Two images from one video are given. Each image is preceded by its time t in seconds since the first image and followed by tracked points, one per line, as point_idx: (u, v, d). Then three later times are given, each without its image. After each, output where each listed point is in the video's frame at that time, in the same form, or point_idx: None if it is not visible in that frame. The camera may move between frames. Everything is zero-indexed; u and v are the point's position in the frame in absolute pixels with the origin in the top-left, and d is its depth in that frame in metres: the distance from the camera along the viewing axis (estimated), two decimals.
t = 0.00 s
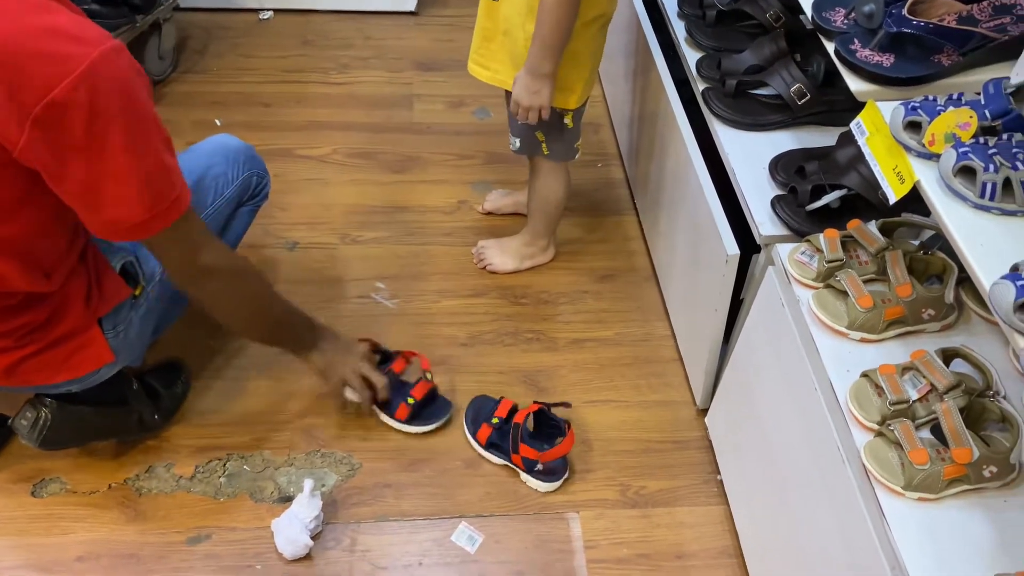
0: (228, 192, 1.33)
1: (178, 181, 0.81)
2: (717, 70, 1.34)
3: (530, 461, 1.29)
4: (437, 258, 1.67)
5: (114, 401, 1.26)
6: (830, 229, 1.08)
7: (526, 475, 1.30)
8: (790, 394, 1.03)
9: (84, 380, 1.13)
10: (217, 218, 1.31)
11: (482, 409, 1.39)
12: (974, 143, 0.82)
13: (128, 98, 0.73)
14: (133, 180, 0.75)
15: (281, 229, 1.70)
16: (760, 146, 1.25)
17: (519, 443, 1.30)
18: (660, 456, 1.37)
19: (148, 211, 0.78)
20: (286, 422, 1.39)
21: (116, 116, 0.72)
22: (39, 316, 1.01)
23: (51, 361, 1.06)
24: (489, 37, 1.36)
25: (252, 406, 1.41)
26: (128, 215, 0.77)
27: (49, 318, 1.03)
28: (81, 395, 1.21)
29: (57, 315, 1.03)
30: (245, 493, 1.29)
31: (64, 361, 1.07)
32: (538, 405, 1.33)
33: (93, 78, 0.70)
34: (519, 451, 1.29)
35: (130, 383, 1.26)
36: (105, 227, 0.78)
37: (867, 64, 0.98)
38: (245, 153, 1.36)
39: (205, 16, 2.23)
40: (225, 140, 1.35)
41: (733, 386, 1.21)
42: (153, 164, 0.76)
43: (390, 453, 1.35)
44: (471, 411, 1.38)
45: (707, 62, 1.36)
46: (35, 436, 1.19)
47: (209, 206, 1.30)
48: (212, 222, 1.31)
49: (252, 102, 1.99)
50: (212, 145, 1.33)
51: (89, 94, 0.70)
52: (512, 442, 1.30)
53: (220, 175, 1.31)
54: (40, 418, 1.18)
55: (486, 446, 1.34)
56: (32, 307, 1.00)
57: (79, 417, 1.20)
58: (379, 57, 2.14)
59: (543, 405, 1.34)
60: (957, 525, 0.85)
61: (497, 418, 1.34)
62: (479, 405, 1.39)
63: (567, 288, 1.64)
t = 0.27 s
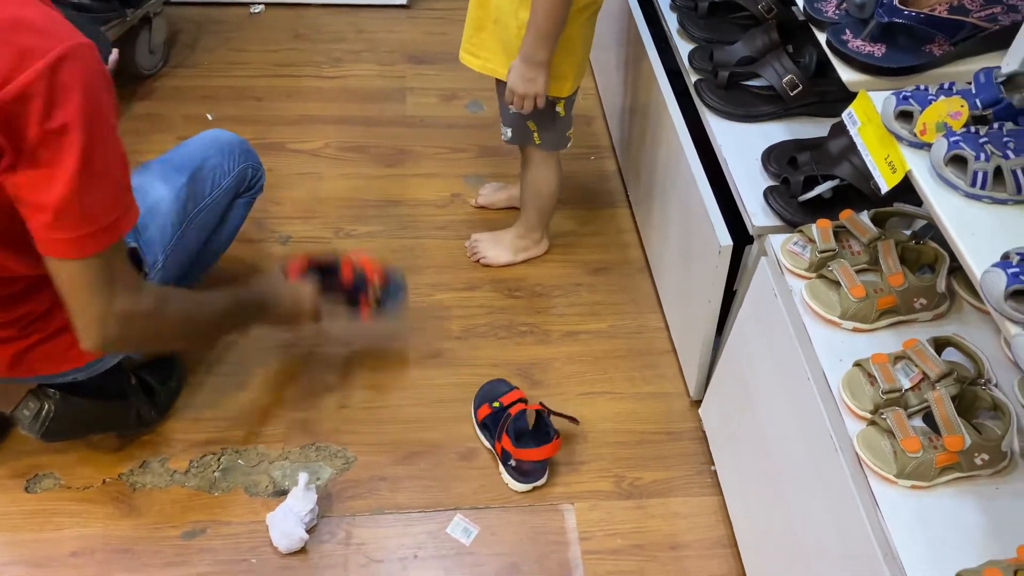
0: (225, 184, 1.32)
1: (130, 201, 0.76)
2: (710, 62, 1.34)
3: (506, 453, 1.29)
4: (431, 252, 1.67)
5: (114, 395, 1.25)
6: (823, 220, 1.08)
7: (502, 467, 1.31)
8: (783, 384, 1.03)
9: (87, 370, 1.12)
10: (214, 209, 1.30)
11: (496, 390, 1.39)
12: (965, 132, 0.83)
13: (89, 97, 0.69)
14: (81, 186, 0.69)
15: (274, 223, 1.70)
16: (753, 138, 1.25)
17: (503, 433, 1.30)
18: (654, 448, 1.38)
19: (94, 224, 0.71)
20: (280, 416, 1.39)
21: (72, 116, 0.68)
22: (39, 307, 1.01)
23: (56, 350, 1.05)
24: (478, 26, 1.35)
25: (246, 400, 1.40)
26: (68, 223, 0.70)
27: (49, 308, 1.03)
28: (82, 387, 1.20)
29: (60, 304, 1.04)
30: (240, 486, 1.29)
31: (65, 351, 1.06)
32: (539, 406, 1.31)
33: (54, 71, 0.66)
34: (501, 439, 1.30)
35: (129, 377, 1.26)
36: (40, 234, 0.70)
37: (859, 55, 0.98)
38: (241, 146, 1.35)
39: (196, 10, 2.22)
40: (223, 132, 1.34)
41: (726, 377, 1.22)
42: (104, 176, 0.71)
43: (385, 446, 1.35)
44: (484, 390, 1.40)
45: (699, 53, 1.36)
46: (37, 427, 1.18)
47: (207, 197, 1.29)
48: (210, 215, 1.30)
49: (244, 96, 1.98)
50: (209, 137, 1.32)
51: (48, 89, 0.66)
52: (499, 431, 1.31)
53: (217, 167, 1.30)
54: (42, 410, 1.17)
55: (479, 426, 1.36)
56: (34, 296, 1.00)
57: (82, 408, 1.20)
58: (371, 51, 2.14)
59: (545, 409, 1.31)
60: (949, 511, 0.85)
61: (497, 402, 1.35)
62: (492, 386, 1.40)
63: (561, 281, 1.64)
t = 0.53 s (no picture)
0: (218, 176, 1.31)
1: (117, 183, 0.80)
2: (698, 51, 1.34)
3: (493, 441, 1.31)
4: (423, 243, 1.68)
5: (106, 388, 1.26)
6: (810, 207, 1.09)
7: (489, 453, 1.32)
8: (771, 369, 1.04)
9: (80, 365, 1.13)
10: (206, 201, 1.29)
11: (494, 375, 1.40)
12: (949, 118, 0.84)
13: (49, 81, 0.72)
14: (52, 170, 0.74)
15: (265, 215, 1.70)
16: (741, 127, 1.26)
17: (492, 421, 1.32)
18: (645, 435, 1.39)
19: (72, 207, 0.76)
20: (273, 407, 1.39)
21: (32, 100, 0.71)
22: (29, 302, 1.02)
23: (48, 347, 1.06)
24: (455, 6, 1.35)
25: (238, 391, 1.41)
26: (45, 211, 0.75)
27: (41, 303, 1.04)
28: (74, 380, 1.22)
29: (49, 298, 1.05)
30: (233, 477, 1.30)
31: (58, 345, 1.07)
32: (531, 399, 1.32)
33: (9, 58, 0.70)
34: (490, 427, 1.32)
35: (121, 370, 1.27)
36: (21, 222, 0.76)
37: (844, 43, 0.99)
38: (233, 137, 1.34)
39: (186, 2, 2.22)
40: (217, 125, 1.33)
41: (715, 364, 1.23)
42: (77, 161, 0.75)
43: (377, 436, 1.36)
44: (484, 374, 1.41)
45: (688, 43, 1.37)
46: (29, 422, 1.19)
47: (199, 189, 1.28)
48: (202, 209, 1.29)
49: (234, 89, 1.98)
50: (204, 130, 1.31)
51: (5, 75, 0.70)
52: (489, 418, 1.33)
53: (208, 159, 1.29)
54: (34, 405, 1.18)
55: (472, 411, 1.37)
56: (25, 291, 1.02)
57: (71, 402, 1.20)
58: (361, 43, 2.13)
59: (536, 402, 1.33)
60: (934, 494, 0.86)
61: (491, 389, 1.36)
62: (491, 373, 1.41)
63: (552, 271, 1.65)
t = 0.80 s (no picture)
0: (167, 158, 1.27)
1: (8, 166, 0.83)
2: (658, 18, 1.32)
3: (459, 420, 1.30)
4: (384, 221, 1.64)
5: (55, 378, 1.22)
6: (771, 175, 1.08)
7: (455, 432, 1.31)
8: (734, 340, 1.03)
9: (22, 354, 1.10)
10: (156, 183, 1.25)
11: (461, 352, 1.38)
12: (907, 80, 0.82)
13: None
14: None
15: (221, 196, 1.65)
16: (702, 96, 1.23)
17: (458, 399, 1.30)
18: (613, 409, 1.38)
19: None
20: (233, 392, 1.36)
21: None
22: None
23: None
24: None
25: (197, 377, 1.37)
26: None
27: None
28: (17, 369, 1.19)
29: None
30: (194, 465, 1.27)
31: None
32: (498, 376, 1.33)
33: None
34: (456, 406, 1.30)
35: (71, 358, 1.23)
36: None
37: (803, 6, 0.97)
38: (183, 118, 1.31)
39: None
40: (164, 108, 1.30)
41: (680, 335, 1.22)
42: None
43: (342, 418, 1.34)
44: (450, 352, 1.39)
45: (647, 9, 1.34)
46: None
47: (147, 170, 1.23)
48: (151, 191, 1.25)
49: (185, 66, 1.92)
50: (151, 113, 1.28)
51: None
52: (455, 397, 1.32)
53: (156, 140, 1.26)
54: None
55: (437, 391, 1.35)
56: None
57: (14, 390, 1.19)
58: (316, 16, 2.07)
59: (503, 378, 1.33)
60: (897, 461, 0.86)
61: (457, 368, 1.35)
62: (456, 351, 1.39)
63: (517, 246, 1.63)
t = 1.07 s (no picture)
0: (67, 219, 1.14)
1: None
2: (608, 53, 1.21)
3: (401, 497, 1.20)
4: (324, 265, 1.53)
5: None
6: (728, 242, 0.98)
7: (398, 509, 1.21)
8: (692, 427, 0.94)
9: None
10: (54, 249, 1.12)
11: (403, 421, 1.29)
12: (874, 162, 0.72)
13: None
14: None
15: (147, 242, 1.53)
16: (657, 142, 1.13)
17: (400, 475, 1.20)
18: (570, 474, 1.28)
19: None
20: (156, 469, 1.25)
21: None
22: None
23: None
24: None
25: (116, 452, 1.26)
26: None
27: None
28: None
29: None
30: (111, 556, 1.16)
31: None
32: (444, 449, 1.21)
33: None
34: (398, 482, 1.20)
35: None
36: None
37: (759, 62, 0.87)
38: (86, 172, 1.18)
39: None
40: (65, 160, 1.17)
41: (637, 404, 1.12)
42: None
43: (275, 496, 1.23)
44: (391, 419, 1.29)
45: (596, 43, 1.23)
46: None
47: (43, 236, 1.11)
48: (50, 258, 1.12)
49: (111, 93, 1.78)
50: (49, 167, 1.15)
51: None
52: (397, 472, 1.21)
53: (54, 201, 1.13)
54: None
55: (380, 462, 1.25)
56: None
57: None
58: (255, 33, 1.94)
59: (450, 452, 1.22)
60: None
61: (399, 438, 1.24)
62: (400, 416, 1.29)
63: (468, 289, 1.52)
